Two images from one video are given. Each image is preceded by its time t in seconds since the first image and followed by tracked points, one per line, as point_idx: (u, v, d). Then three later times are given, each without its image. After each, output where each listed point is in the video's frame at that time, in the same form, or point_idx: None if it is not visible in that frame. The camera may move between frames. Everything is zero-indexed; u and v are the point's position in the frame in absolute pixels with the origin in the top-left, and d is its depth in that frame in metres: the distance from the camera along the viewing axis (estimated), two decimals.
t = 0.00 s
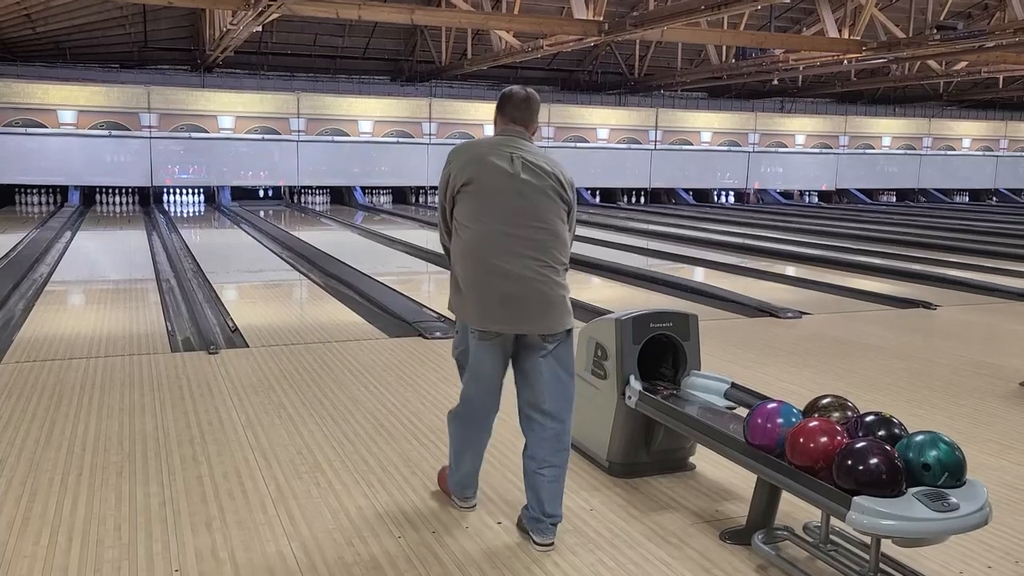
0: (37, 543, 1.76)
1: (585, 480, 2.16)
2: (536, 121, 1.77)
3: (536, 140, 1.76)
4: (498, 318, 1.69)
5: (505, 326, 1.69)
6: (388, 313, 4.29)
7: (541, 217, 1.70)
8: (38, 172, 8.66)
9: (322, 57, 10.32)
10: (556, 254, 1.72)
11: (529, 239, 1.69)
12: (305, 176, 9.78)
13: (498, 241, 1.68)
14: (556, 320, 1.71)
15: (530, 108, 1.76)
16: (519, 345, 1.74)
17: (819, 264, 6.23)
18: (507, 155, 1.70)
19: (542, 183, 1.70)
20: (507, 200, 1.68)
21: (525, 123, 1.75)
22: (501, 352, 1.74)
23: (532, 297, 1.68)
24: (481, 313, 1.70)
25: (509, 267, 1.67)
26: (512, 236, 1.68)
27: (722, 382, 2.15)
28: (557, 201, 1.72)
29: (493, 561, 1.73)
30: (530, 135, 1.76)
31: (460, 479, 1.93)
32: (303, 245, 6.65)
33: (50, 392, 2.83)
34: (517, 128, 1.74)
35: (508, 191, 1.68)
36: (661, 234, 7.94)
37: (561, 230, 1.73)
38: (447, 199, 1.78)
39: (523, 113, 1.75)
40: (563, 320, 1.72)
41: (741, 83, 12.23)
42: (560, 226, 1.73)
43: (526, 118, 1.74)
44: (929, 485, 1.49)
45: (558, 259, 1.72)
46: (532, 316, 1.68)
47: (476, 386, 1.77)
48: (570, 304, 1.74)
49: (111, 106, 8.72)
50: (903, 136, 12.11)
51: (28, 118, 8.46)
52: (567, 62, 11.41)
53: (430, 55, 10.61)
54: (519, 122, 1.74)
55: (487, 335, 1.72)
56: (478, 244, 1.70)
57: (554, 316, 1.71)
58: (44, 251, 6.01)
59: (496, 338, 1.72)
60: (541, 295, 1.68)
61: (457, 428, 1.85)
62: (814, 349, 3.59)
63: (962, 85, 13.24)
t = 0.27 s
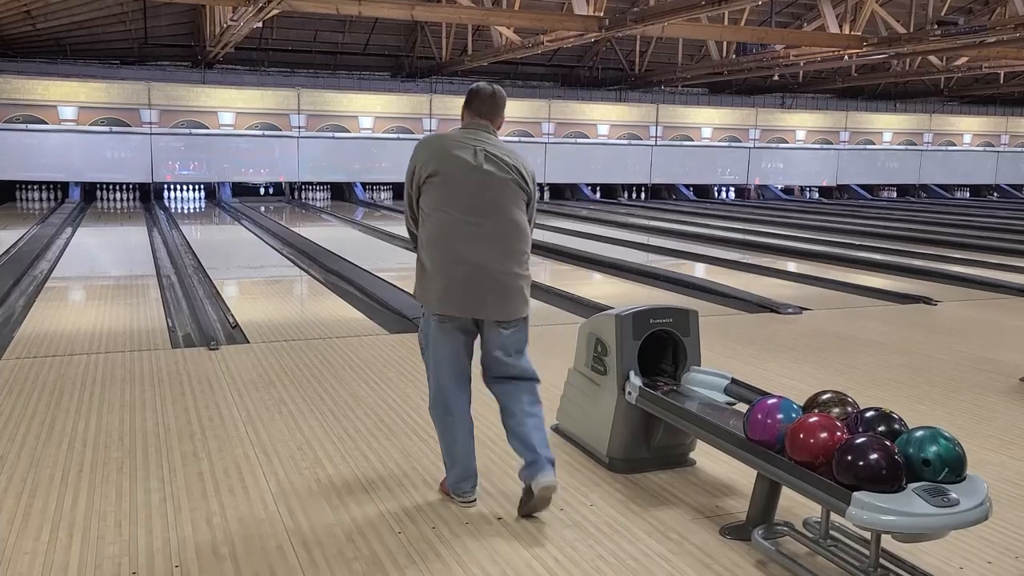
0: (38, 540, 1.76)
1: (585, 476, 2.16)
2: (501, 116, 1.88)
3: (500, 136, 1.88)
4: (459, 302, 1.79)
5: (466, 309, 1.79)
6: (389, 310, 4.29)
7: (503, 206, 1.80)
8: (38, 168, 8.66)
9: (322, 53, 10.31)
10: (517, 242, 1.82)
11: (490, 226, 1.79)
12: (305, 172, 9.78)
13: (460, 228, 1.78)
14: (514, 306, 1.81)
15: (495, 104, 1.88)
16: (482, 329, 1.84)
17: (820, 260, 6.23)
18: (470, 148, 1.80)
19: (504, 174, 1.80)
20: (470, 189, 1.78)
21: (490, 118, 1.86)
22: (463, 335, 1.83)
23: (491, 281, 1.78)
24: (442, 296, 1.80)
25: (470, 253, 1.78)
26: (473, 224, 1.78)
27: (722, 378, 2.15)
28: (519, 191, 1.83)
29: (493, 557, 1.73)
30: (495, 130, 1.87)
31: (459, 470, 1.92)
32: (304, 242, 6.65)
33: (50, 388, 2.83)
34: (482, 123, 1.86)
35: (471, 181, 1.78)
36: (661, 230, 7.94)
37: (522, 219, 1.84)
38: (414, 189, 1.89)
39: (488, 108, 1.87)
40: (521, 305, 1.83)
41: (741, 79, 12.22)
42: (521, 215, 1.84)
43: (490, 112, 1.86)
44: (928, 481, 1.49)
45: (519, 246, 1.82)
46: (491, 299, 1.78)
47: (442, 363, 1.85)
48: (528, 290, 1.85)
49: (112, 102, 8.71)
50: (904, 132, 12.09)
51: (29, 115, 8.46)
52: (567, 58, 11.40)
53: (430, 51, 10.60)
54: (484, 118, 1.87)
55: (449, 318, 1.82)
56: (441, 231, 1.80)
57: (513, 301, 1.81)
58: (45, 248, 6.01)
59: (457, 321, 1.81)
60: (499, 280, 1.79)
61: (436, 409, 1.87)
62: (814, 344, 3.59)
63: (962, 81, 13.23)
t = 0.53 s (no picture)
0: (37, 540, 1.76)
1: (585, 475, 2.15)
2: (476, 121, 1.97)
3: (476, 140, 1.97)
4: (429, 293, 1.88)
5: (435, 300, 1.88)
6: (388, 308, 4.28)
7: (474, 204, 1.89)
8: (37, 167, 8.64)
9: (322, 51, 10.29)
10: (486, 239, 1.91)
11: (461, 224, 1.88)
12: (305, 171, 9.77)
13: (432, 223, 1.88)
14: (481, 299, 1.91)
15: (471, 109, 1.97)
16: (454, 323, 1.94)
17: (820, 258, 6.22)
18: (444, 148, 1.89)
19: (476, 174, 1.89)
20: (443, 187, 1.87)
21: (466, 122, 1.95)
22: (439, 326, 1.93)
23: (460, 275, 1.87)
24: (414, 288, 1.89)
25: (440, 248, 1.87)
26: (444, 221, 1.87)
27: (722, 377, 2.15)
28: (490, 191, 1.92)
29: (493, 557, 1.72)
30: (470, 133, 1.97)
31: (458, 463, 1.94)
32: (303, 240, 6.64)
33: (50, 387, 2.82)
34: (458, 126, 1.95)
35: (444, 179, 1.87)
36: (661, 228, 7.94)
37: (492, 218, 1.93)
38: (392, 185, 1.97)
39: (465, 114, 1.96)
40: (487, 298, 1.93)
41: (741, 77, 12.21)
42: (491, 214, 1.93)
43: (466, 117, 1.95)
44: (929, 480, 1.49)
45: (488, 243, 1.91)
46: (459, 292, 1.88)
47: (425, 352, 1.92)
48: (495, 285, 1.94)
49: (111, 101, 8.71)
50: (904, 130, 12.07)
51: (29, 113, 8.45)
52: (566, 56, 11.39)
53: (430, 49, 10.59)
54: (460, 120, 1.95)
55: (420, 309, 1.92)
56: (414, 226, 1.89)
57: (479, 295, 1.91)
58: (44, 246, 6.00)
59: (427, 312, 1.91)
60: (467, 275, 1.88)
61: (427, 397, 1.91)
62: (815, 343, 3.58)
63: (962, 79, 13.22)
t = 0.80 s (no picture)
0: (39, 541, 1.76)
1: (586, 476, 2.15)
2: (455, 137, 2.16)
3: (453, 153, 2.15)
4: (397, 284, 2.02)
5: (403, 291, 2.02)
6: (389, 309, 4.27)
7: (446, 206, 2.04)
8: (38, 168, 8.65)
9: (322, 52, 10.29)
10: (456, 238, 2.05)
11: (433, 222, 2.03)
12: (305, 172, 9.76)
13: (406, 221, 2.02)
14: (445, 293, 2.05)
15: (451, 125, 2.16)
16: (418, 314, 2.07)
17: (821, 257, 6.22)
18: (421, 155, 2.07)
19: (450, 179, 2.06)
20: (419, 188, 2.03)
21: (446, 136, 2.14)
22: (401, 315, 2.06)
23: (428, 269, 2.01)
24: (384, 279, 2.03)
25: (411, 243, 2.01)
26: (417, 218, 2.02)
27: (723, 377, 2.14)
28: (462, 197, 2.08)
29: (494, 557, 1.72)
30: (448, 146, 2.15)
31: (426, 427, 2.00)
32: (304, 241, 6.63)
33: (51, 389, 2.82)
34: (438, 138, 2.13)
35: (419, 181, 2.04)
36: (662, 228, 7.93)
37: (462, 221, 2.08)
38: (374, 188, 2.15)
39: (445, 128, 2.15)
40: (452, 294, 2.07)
41: (742, 77, 12.20)
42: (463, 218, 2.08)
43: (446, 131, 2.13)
44: (930, 480, 1.49)
45: (457, 243, 2.06)
46: (426, 284, 2.01)
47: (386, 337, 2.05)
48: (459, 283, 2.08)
49: (112, 102, 8.71)
50: (905, 129, 12.06)
51: (29, 115, 8.46)
52: (566, 56, 11.39)
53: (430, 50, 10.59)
54: (439, 134, 2.14)
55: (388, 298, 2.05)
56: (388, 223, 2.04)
57: (444, 289, 2.05)
58: (45, 248, 6.00)
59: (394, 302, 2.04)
60: (434, 270, 2.01)
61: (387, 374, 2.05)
62: (816, 342, 3.58)
63: (963, 78, 13.21)
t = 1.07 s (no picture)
0: (42, 542, 1.76)
1: (587, 476, 2.15)
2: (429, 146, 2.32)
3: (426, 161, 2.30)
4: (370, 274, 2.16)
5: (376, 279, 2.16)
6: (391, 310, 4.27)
7: (415, 202, 2.18)
8: (41, 170, 8.67)
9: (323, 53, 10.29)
10: (426, 231, 2.19)
11: (402, 216, 2.17)
12: (306, 172, 9.74)
13: (377, 216, 2.17)
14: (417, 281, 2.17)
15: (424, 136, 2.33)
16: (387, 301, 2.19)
17: (823, 257, 6.21)
18: (392, 160, 2.24)
19: (420, 179, 2.21)
20: (390, 186, 2.19)
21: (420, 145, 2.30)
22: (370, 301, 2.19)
23: (397, 258, 2.14)
24: (353, 268, 2.18)
25: (382, 234, 2.15)
26: (387, 213, 2.17)
27: (724, 377, 2.14)
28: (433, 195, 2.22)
29: (495, 558, 1.72)
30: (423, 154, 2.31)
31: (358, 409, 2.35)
32: (306, 242, 6.64)
33: (54, 390, 2.82)
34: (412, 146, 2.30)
35: (389, 181, 2.20)
36: (664, 228, 7.92)
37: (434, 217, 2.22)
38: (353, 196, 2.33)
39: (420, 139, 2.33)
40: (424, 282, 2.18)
41: (743, 76, 12.19)
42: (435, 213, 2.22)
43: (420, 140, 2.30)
44: (932, 480, 1.49)
45: (427, 235, 2.19)
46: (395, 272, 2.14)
47: (357, 323, 2.23)
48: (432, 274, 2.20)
49: (114, 103, 8.72)
50: (907, 128, 12.04)
51: (32, 116, 8.47)
52: (568, 56, 11.39)
53: (432, 50, 10.58)
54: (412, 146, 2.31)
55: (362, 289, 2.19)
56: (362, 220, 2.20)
57: (414, 277, 2.16)
58: (47, 249, 6.01)
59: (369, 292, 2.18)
60: (404, 258, 2.14)
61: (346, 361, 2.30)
62: (818, 342, 3.57)
63: (966, 76, 13.18)
